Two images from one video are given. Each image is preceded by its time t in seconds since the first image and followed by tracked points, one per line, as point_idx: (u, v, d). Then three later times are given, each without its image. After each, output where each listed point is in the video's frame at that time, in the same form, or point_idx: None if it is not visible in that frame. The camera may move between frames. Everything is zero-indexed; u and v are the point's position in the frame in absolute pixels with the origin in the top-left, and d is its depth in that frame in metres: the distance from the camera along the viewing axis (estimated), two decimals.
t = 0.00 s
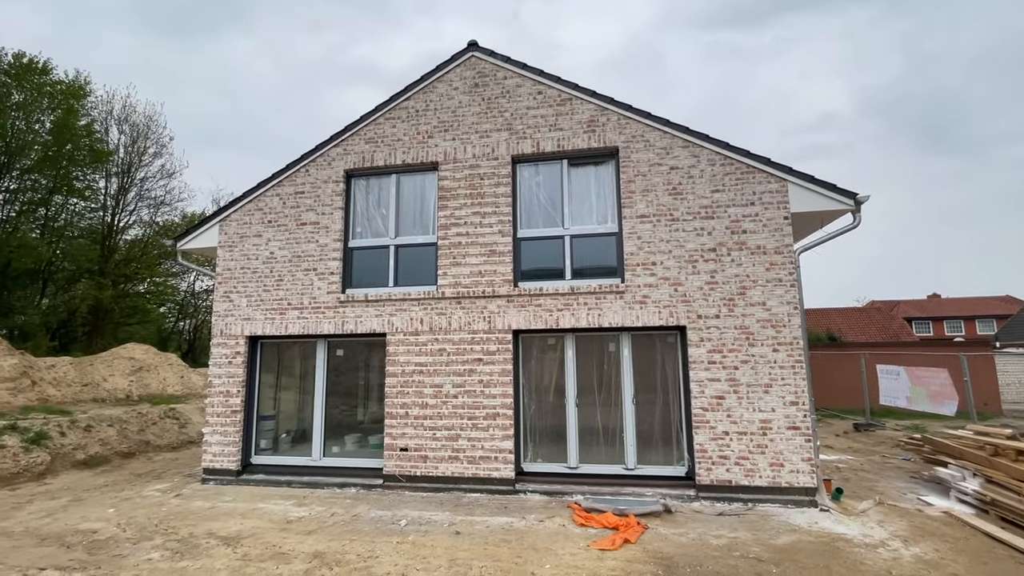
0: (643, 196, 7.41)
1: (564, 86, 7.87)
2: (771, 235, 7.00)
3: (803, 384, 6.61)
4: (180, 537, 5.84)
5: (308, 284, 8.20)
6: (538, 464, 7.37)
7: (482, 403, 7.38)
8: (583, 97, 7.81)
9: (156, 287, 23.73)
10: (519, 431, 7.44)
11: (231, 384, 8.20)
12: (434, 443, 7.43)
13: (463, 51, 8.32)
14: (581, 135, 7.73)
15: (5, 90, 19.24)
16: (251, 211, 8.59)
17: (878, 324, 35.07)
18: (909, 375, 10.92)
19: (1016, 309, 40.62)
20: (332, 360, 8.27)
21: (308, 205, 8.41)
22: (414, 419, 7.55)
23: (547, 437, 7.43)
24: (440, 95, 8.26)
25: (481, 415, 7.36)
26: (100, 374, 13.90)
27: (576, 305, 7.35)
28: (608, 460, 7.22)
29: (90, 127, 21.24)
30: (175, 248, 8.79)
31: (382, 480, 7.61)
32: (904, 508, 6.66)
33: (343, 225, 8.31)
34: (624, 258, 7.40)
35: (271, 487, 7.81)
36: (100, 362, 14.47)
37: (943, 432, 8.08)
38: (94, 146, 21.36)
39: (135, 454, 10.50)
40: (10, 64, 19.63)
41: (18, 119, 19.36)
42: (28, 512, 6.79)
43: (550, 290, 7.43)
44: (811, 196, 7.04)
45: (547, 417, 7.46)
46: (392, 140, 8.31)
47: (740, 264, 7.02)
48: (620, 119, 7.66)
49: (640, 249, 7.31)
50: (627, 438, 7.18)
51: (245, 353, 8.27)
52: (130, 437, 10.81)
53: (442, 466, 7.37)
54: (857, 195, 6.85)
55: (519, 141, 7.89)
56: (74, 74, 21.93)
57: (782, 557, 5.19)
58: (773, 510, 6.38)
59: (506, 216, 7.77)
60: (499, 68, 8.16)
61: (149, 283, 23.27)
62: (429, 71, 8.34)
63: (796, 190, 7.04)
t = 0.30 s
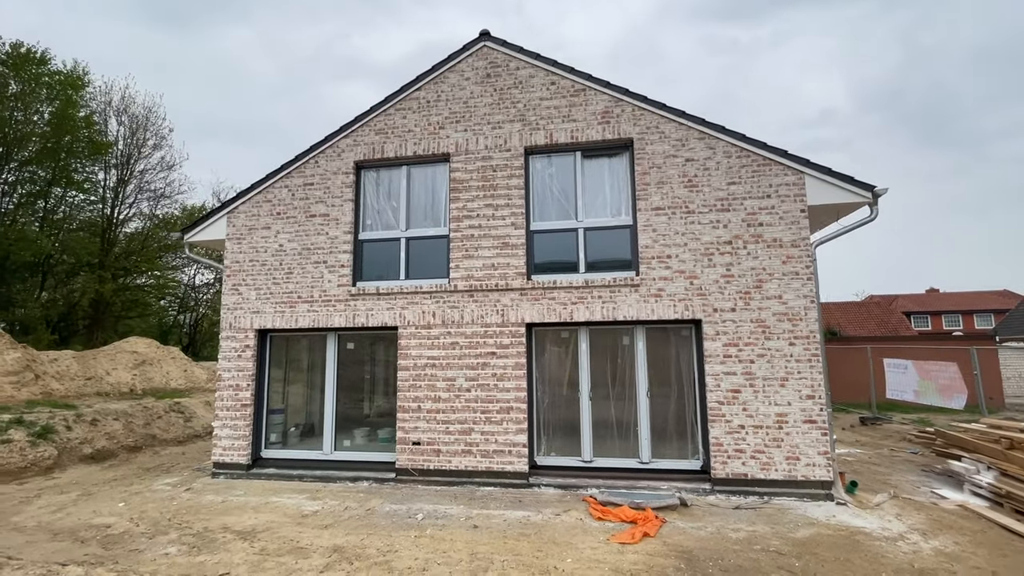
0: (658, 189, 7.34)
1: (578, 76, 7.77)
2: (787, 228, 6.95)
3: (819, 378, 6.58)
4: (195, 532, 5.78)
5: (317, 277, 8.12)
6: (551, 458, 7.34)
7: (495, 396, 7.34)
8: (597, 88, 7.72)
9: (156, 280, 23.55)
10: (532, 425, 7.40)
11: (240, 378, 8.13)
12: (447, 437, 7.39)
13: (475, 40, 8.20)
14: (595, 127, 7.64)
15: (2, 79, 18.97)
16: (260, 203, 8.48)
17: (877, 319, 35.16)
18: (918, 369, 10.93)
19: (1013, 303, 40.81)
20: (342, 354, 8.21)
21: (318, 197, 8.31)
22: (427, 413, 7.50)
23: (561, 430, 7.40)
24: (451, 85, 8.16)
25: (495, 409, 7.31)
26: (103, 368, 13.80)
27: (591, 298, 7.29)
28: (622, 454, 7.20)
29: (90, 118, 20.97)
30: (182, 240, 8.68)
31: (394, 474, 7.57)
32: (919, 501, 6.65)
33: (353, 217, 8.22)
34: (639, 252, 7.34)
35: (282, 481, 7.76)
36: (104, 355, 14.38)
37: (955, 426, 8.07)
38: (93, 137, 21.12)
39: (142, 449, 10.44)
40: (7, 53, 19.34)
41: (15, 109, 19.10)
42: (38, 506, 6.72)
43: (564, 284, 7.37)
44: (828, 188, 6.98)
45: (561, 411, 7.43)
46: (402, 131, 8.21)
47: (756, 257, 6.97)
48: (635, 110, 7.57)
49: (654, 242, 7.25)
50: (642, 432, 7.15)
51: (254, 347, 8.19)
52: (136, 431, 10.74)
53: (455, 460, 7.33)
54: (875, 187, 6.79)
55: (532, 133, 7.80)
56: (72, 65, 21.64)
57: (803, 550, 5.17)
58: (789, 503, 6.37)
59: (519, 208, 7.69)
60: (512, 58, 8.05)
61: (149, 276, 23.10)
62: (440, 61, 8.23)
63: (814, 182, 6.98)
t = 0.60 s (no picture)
0: (673, 186, 7.22)
1: (592, 71, 7.63)
2: (806, 226, 6.85)
3: (838, 378, 6.50)
4: (206, 536, 5.67)
5: (326, 275, 7.99)
6: (565, 459, 7.26)
7: (508, 396, 7.24)
8: (611, 83, 7.58)
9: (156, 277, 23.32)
10: (545, 425, 7.31)
11: (248, 377, 8.00)
12: (459, 437, 7.29)
13: (486, 34, 8.04)
14: (609, 123, 7.51)
15: None
16: (266, 199, 8.33)
17: (877, 314, 35.15)
18: (928, 367, 10.90)
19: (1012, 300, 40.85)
20: (351, 353, 8.09)
21: (325, 193, 8.16)
22: (439, 413, 7.40)
23: (574, 430, 7.31)
24: (462, 80, 8.00)
25: (508, 409, 7.21)
26: (104, 365, 13.64)
27: (605, 297, 7.19)
28: (637, 455, 7.12)
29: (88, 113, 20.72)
30: (187, 237, 8.53)
31: (405, 475, 7.48)
32: (937, 503, 6.60)
33: (362, 214, 8.08)
34: (654, 250, 7.23)
35: (291, 482, 7.65)
36: (104, 353, 14.22)
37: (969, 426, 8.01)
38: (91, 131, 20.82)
39: (145, 448, 10.32)
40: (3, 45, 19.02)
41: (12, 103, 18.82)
42: (44, 509, 6.60)
43: (578, 282, 7.25)
44: (847, 185, 6.87)
45: (574, 411, 7.34)
46: (412, 127, 8.06)
47: (774, 255, 6.87)
48: (649, 106, 7.44)
49: (670, 241, 7.14)
50: (657, 433, 7.06)
51: (261, 346, 8.06)
52: (139, 430, 10.61)
53: (467, 461, 7.24)
54: (895, 185, 6.68)
55: (545, 129, 7.66)
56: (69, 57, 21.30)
57: (827, 554, 5.10)
58: (807, 505, 6.31)
59: (532, 205, 7.57)
60: (524, 52, 7.90)
61: (148, 272, 22.85)
62: (450, 55, 8.07)
63: (832, 180, 6.87)
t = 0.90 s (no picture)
0: (690, 180, 7.10)
1: (606, 62, 7.49)
2: (825, 220, 6.74)
3: (858, 375, 6.40)
4: (217, 536, 5.53)
5: (334, 270, 7.83)
6: (579, 457, 7.15)
7: (522, 394, 7.12)
8: (626, 74, 7.44)
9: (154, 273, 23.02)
10: (559, 423, 7.20)
11: (255, 374, 7.85)
12: (472, 435, 7.16)
13: (497, 24, 7.88)
14: (624, 115, 7.37)
15: None
16: (273, 193, 8.16)
17: (877, 312, 35.21)
18: (937, 364, 10.86)
19: (1010, 297, 40.99)
20: (360, 349, 7.95)
21: (334, 186, 8.00)
22: (450, 411, 7.27)
23: (588, 428, 7.20)
24: (473, 71, 7.85)
25: (521, 407, 7.09)
26: (104, 362, 13.45)
27: (620, 293, 7.06)
28: (652, 453, 7.01)
29: (86, 106, 20.43)
30: (191, 231, 8.35)
31: (417, 473, 7.35)
32: (956, 501, 6.53)
33: (371, 208, 7.93)
34: (670, 245, 7.12)
35: (300, 480, 7.52)
36: (104, 350, 14.03)
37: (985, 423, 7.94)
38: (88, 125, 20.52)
39: (147, 446, 10.15)
40: None
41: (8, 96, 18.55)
42: (48, 509, 6.45)
43: (593, 278, 7.13)
44: (867, 179, 6.77)
45: (588, 408, 7.23)
46: (422, 119, 7.90)
47: (792, 250, 6.77)
48: (665, 98, 7.31)
49: (686, 235, 7.02)
50: (673, 431, 6.96)
51: (268, 342, 7.91)
52: (141, 428, 10.44)
53: (480, 459, 7.12)
54: (916, 178, 6.57)
55: (559, 121, 7.52)
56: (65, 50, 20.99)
57: (853, 554, 5.00)
58: (827, 503, 6.22)
59: (545, 199, 7.43)
60: (536, 43, 7.75)
61: (147, 268, 22.45)
62: (461, 45, 7.91)
63: (852, 173, 6.76)
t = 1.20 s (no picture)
0: (705, 178, 6.99)
1: (619, 58, 7.36)
2: (843, 219, 6.65)
3: (876, 376, 6.32)
4: (226, 544, 5.37)
5: (341, 269, 7.67)
6: (592, 459, 7.04)
7: (534, 396, 6.99)
8: (640, 70, 7.32)
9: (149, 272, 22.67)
10: (572, 424, 7.08)
11: (259, 375, 7.67)
12: (483, 438, 7.03)
13: (508, 18, 7.72)
14: (638, 112, 7.25)
15: None
16: (278, 190, 7.97)
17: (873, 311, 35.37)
18: (944, 364, 10.84)
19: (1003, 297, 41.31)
20: (367, 350, 7.79)
21: (340, 183, 7.83)
22: (461, 413, 7.13)
23: (601, 430, 7.09)
24: (483, 66, 7.69)
25: (534, 409, 6.97)
26: (100, 362, 13.20)
27: (635, 293, 6.95)
28: (667, 456, 6.91)
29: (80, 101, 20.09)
30: (194, 229, 8.16)
31: (426, 477, 7.21)
32: (974, 503, 6.47)
33: (379, 206, 7.76)
34: (685, 244, 7.01)
35: (306, 483, 7.35)
36: (100, 350, 13.78)
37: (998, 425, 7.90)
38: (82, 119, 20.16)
39: (147, 448, 9.94)
40: None
41: None
42: (49, 515, 6.25)
43: (606, 277, 7.01)
44: (885, 178, 6.68)
45: (601, 410, 7.11)
46: (432, 115, 7.74)
47: (809, 250, 6.67)
48: (680, 95, 7.20)
49: (702, 234, 6.91)
50: (688, 434, 6.86)
51: (273, 343, 7.73)
52: (140, 429, 10.23)
53: (491, 462, 6.99)
54: (935, 178, 6.49)
55: (571, 118, 7.39)
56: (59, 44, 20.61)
57: (879, 559, 4.92)
58: (846, 506, 6.14)
59: (558, 197, 7.30)
60: (548, 38, 7.61)
61: (141, 267, 22.16)
62: (471, 40, 7.75)
63: (870, 172, 6.67)
